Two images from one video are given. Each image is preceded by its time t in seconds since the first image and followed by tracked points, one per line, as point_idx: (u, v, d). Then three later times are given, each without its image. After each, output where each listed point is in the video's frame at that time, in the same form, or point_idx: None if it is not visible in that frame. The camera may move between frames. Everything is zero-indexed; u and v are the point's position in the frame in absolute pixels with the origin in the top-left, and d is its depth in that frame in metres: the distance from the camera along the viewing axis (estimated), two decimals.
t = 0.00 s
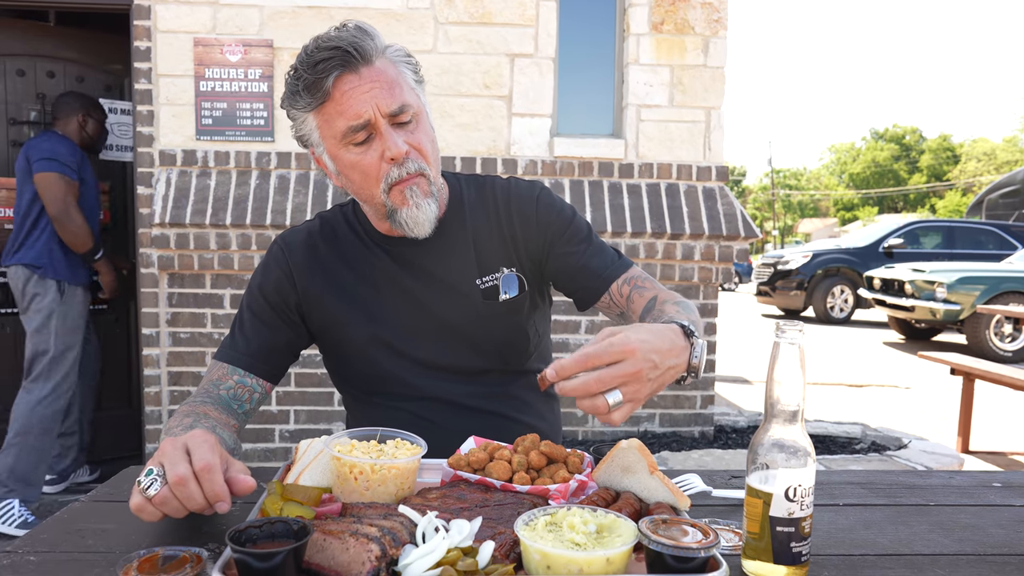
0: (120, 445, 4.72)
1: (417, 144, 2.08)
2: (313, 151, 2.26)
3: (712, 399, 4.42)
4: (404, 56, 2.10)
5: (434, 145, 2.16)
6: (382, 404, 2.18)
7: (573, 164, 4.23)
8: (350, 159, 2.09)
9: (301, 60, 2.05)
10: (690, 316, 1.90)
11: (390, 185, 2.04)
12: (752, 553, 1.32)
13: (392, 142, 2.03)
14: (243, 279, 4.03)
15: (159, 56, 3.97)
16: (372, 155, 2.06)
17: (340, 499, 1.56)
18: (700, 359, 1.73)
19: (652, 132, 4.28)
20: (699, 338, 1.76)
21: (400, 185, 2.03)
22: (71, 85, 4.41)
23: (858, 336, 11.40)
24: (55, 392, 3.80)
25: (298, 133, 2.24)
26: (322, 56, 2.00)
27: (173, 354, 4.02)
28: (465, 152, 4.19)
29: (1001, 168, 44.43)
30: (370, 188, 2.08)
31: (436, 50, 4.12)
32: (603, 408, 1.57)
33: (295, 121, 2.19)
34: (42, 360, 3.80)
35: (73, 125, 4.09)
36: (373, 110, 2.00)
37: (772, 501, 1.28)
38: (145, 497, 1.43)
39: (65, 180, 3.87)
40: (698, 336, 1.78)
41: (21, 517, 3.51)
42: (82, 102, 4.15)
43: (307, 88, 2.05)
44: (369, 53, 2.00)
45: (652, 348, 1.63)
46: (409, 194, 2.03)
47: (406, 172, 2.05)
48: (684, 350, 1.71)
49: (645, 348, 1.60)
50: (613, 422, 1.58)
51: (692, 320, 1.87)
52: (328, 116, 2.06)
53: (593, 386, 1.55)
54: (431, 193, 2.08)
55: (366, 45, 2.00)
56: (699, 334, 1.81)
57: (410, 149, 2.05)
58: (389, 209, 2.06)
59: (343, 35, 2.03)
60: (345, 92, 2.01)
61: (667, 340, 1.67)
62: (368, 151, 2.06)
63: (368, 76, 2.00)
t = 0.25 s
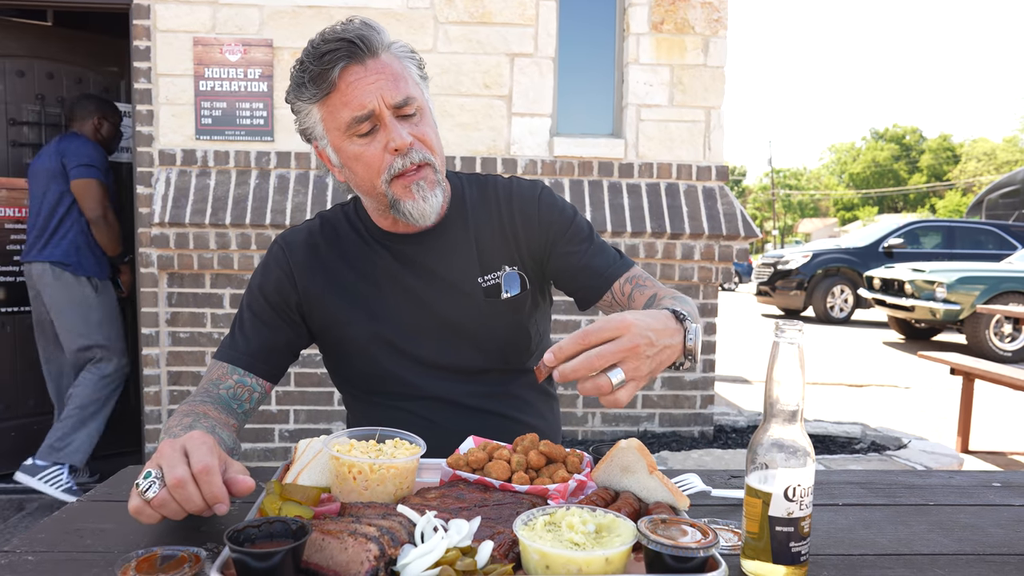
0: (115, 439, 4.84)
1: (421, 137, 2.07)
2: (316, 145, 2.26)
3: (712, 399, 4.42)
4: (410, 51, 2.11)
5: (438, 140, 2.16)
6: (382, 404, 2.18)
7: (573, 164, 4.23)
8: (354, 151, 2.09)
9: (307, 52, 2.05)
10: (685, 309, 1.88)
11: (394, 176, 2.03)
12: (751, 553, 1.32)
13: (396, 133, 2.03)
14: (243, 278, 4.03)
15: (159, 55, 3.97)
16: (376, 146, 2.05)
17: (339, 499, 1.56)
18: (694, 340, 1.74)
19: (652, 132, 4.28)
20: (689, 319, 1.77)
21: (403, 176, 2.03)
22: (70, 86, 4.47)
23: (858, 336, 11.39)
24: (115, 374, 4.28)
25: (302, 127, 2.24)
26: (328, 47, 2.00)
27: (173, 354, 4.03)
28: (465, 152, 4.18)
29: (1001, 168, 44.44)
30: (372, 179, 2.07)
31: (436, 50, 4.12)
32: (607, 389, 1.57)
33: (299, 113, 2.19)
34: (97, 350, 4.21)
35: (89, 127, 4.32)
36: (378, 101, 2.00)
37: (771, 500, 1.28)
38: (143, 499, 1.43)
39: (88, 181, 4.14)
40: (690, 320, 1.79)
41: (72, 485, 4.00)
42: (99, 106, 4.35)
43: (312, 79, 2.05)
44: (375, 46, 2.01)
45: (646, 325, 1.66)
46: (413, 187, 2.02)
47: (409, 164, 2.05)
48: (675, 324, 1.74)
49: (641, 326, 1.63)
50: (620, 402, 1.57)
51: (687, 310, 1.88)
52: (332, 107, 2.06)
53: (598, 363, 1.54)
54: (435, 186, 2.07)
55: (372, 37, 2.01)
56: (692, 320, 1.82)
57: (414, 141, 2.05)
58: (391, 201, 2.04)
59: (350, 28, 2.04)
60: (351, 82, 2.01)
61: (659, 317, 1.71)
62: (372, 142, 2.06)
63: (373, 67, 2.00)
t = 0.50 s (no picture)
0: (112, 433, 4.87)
1: (420, 133, 2.07)
2: (316, 140, 2.25)
3: (712, 398, 4.42)
4: (410, 47, 2.10)
5: (436, 136, 2.15)
6: (382, 401, 2.18)
7: (574, 163, 4.22)
8: (352, 146, 2.09)
9: (306, 47, 2.04)
10: (683, 321, 1.83)
11: (391, 173, 2.04)
12: (751, 551, 1.32)
13: (395, 129, 2.03)
14: (243, 276, 4.03)
15: (159, 53, 3.96)
16: (374, 142, 2.05)
17: (339, 497, 1.56)
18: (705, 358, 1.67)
19: (652, 130, 4.27)
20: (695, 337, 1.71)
21: (401, 172, 2.03)
22: (68, 85, 4.49)
23: (858, 335, 11.39)
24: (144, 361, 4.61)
25: (301, 121, 2.23)
26: (328, 43, 2.00)
27: (173, 351, 4.02)
28: (465, 150, 4.18)
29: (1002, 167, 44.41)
30: (370, 175, 2.07)
31: (436, 48, 4.12)
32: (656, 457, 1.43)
33: (298, 109, 2.18)
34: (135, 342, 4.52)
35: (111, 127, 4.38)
36: (376, 97, 2.00)
37: (770, 498, 1.28)
38: (142, 498, 1.43)
39: (118, 184, 4.30)
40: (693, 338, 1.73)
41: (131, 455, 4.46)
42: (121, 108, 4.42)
43: (312, 74, 2.04)
44: (375, 42, 2.00)
45: (661, 375, 1.52)
46: (410, 184, 2.02)
47: (407, 161, 2.05)
48: (688, 361, 1.63)
49: (651, 376, 1.49)
50: (670, 459, 1.44)
51: (688, 322, 1.81)
52: (332, 102, 2.06)
53: (625, 437, 1.42)
54: (433, 183, 2.07)
55: (372, 33, 2.01)
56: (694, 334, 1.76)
57: (413, 137, 2.05)
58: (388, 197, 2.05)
59: (350, 24, 2.03)
60: (350, 78, 2.00)
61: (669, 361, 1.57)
62: (371, 138, 2.06)
63: (373, 63, 1.99)
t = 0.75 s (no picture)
0: (112, 429, 4.87)
1: (418, 133, 2.07)
2: (314, 139, 2.25)
3: (711, 397, 4.43)
4: (409, 47, 2.10)
5: (435, 136, 2.15)
6: (381, 400, 2.18)
7: (574, 162, 4.22)
8: (350, 146, 2.08)
9: (305, 46, 2.04)
10: (674, 322, 1.82)
11: (389, 174, 2.05)
12: (751, 550, 1.32)
13: (393, 130, 2.03)
14: (242, 274, 4.03)
15: (159, 50, 3.96)
16: (372, 142, 2.05)
17: (339, 494, 1.56)
18: (691, 358, 1.65)
19: (652, 129, 4.27)
20: (678, 338, 1.70)
21: (399, 172, 2.04)
22: (67, 83, 4.50)
23: (858, 334, 11.40)
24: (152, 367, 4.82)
25: (300, 120, 2.22)
26: (327, 43, 1.99)
27: (173, 349, 4.02)
28: (465, 149, 4.18)
29: (1002, 167, 44.40)
30: (369, 175, 2.08)
31: (436, 46, 4.11)
32: (671, 469, 1.44)
33: (297, 108, 2.18)
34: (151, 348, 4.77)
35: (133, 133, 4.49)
36: (375, 97, 2.00)
37: (770, 497, 1.28)
38: (144, 495, 1.43)
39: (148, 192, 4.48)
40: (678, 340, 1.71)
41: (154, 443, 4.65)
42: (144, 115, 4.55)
43: (311, 73, 2.04)
44: (374, 41, 2.00)
45: (651, 387, 1.54)
46: (406, 185, 2.03)
47: (405, 161, 2.05)
48: (676, 365, 1.64)
49: (641, 395, 1.50)
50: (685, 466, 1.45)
51: (679, 324, 1.81)
52: (330, 102, 2.05)
53: (638, 461, 1.42)
54: (430, 183, 2.08)
55: (371, 32, 2.00)
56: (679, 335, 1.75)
57: (411, 138, 2.05)
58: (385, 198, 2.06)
59: (349, 23, 2.03)
60: (349, 78, 2.00)
61: (653, 372, 1.59)
62: (369, 138, 2.06)
63: (372, 63, 1.99)
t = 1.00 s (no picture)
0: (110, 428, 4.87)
1: (418, 131, 2.07)
2: (314, 136, 2.25)
3: (711, 397, 4.43)
4: (409, 44, 2.10)
5: (435, 133, 2.15)
6: (382, 398, 2.18)
7: (574, 161, 4.22)
8: (351, 142, 2.08)
9: (306, 44, 2.04)
10: (656, 317, 1.82)
11: (390, 170, 2.04)
12: (750, 549, 1.32)
13: (393, 127, 2.02)
14: (242, 273, 4.03)
15: (159, 49, 3.96)
16: (373, 139, 2.05)
17: (339, 493, 1.56)
18: (658, 347, 1.64)
19: (652, 128, 4.27)
20: (645, 330, 1.69)
21: (400, 169, 2.04)
22: (65, 82, 4.51)
23: (857, 334, 11.40)
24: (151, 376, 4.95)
25: (300, 117, 2.22)
26: (327, 39, 1.99)
27: (172, 348, 4.02)
28: (465, 148, 4.18)
29: (1002, 167, 44.39)
30: (370, 172, 2.08)
31: (437, 45, 4.11)
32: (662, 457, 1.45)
33: (297, 105, 2.18)
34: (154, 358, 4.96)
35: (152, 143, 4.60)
36: (376, 94, 1.99)
37: (770, 496, 1.28)
38: (143, 495, 1.43)
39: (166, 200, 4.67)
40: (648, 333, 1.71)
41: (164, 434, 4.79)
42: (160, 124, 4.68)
43: (311, 70, 2.04)
44: (374, 39, 2.00)
45: (617, 388, 1.56)
46: (406, 183, 2.03)
47: (406, 158, 2.05)
48: (643, 357, 1.63)
49: (610, 400, 1.52)
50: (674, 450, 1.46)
51: (661, 319, 1.81)
52: (331, 98, 2.05)
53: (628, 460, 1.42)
54: (431, 180, 2.08)
55: (371, 30, 2.00)
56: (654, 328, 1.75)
57: (412, 134, 2.05)
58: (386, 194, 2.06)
59: (349, 20, 2.03)
60: (350, 75, 2.00)
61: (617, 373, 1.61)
62: (369, 135, 2.06)
63: (372, 60, 1.99)
